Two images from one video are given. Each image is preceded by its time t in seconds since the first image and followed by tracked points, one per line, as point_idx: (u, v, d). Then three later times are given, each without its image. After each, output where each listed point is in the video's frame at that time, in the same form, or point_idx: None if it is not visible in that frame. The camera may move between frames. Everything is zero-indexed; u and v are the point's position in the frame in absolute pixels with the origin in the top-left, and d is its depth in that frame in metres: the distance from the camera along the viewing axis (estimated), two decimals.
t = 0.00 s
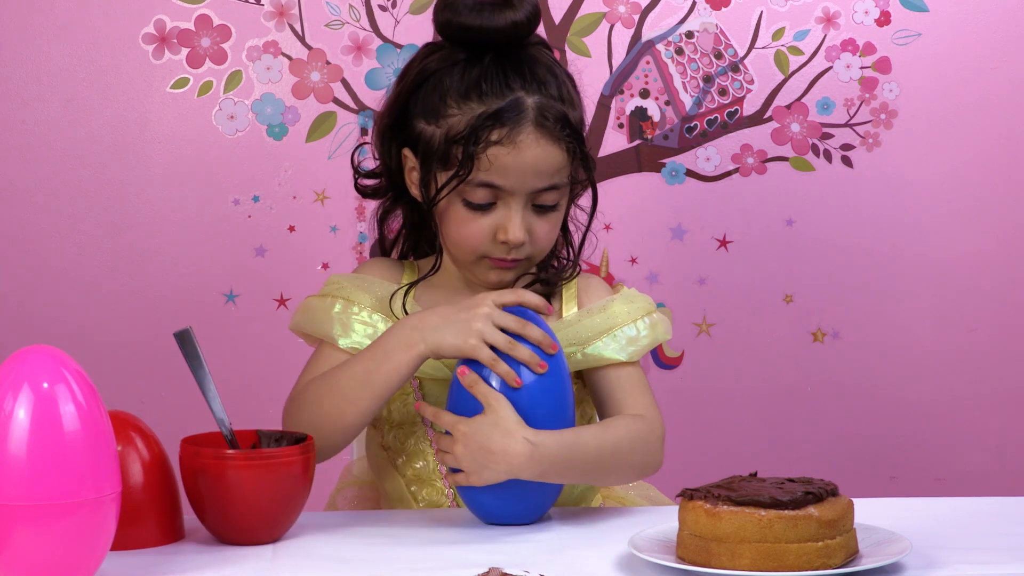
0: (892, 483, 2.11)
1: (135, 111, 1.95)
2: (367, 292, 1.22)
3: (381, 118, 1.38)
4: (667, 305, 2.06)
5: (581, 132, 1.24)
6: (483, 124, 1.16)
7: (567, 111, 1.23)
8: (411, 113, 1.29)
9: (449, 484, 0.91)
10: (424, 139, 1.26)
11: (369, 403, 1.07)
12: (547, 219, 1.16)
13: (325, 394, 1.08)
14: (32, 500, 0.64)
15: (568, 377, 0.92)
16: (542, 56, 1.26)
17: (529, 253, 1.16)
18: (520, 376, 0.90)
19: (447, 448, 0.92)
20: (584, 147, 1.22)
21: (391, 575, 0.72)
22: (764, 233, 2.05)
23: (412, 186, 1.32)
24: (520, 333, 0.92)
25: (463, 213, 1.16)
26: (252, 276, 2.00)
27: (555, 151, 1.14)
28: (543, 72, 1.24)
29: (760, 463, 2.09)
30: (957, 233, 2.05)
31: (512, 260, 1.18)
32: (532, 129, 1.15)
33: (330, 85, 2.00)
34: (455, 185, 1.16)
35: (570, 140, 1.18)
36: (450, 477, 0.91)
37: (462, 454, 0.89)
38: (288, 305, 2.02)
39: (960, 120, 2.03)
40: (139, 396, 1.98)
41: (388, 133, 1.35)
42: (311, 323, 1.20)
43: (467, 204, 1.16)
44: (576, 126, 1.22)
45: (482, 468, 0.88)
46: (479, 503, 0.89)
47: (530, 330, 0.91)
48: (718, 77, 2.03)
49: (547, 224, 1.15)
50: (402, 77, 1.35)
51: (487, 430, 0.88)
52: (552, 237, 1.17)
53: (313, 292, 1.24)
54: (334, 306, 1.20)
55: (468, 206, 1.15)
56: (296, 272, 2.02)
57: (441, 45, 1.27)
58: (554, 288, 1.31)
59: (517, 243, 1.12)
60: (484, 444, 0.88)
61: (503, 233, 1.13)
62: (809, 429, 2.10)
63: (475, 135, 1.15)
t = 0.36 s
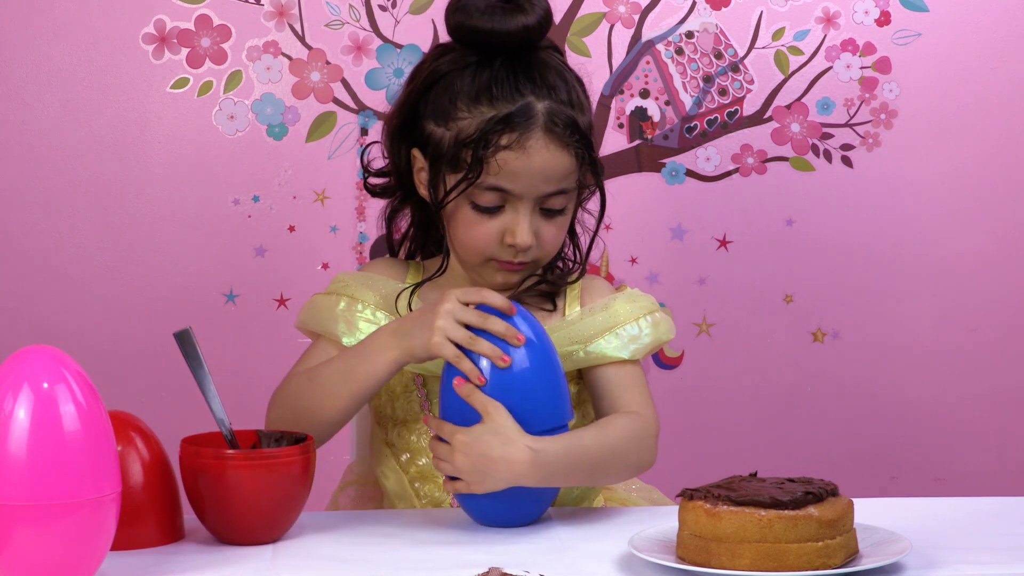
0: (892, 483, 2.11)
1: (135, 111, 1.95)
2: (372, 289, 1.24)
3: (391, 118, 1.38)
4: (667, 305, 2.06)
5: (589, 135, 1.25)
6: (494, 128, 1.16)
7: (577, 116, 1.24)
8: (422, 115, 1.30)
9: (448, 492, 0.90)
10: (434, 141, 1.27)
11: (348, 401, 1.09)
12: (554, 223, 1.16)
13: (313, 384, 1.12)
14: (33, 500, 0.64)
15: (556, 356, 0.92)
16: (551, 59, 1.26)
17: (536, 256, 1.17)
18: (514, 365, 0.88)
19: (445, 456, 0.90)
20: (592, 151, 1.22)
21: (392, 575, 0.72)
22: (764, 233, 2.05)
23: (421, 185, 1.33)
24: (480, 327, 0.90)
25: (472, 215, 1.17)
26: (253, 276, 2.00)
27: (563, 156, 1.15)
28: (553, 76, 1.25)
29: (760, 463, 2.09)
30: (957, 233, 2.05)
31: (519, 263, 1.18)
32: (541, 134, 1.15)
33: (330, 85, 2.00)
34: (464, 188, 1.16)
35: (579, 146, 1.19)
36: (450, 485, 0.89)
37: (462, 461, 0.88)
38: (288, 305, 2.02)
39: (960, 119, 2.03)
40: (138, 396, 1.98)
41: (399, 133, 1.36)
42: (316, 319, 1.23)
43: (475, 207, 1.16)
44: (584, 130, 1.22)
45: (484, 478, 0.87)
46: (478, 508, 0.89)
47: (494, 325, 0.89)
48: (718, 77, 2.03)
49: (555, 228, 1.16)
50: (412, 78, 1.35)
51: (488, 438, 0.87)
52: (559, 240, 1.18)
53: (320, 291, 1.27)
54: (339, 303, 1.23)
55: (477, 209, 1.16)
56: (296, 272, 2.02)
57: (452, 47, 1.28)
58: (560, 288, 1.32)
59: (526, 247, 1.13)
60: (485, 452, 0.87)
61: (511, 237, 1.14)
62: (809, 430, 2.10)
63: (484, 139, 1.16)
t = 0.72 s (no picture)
0: (892, 483, 2.11)
1: (135, 111, 1.95)
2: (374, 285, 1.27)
3: (398, 115, 1.39)
4: (667, 305, 2.06)
5: (592, 138, 1.25)
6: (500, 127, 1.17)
7: (581, 119, 1.24)
8: (427, 111, 1.30)
9: (455, 491, 0.88)
10: (438, 139, 1.27)
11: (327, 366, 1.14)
12: (556, 223, 1.17)
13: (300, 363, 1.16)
14: (33, 500, 0.64)
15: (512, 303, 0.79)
16: (559, 61, 1.27)
17: (537, 256, 1.18)
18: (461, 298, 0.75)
19: (461, 457, 0.88)
20: (595, 153, 1.23)
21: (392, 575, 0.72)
22: (764, 233, 2.05)
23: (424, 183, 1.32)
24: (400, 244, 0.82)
25: (474, 213, 1.17)
26: (252, 276, 2.00)
27: (566, 157, 1.15)
28: (559, 77, 1.26)
29: (760, 462, 2.09)
30: (957, 233, 2.05)
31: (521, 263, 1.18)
32: (545, 134, 1.16)
33: (330, 85, 2.00)
34: (466, 186, 1.16)
35: (582, 147, 1.20)
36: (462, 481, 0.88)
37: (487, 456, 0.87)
38: (288, 305, 2.02)
39: (960, 119, 2.03)
40: (138, 396, 1.98)
41: (404, 131, 1.36)
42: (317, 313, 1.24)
43: (477, 205, 1.16)
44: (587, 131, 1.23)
45: (508, 477, 0.86)
46: (486, 509, 0.88)
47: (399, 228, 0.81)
48: (718, 77, 2.03)
49: (556, 229, 1.17)
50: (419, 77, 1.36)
51: (511, 438, 0.89)
52: (560, 240, 1.18)
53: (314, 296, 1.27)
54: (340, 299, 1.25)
55: (479, 207, 1.16)
56: (296, 272, 2.02)
57: (461, 45, 1.29)
58: (563, 290, 1.34)
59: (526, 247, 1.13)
60: (507, 455, 0.87)
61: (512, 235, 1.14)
62: (809, 430, 2.10)
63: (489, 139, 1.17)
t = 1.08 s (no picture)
0: (892, 484, 2.11)
1: (135, 111, 1.95)
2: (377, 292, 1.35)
3: (400, 121, 1.44)
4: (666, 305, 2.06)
5: (588, 141, 1.27)
6: (492, 131, 1.21)
7: (575, 120, 1.27)
8: (427, 116, 1.35)
9: (515, 490, 0.87)
10: (437, 143, 1.32)
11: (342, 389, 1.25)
12: (551, 226, 1.19)
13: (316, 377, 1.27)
14: (33, 500, 0.64)
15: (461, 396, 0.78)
16: (555, 63, 1.30)
17: (534, 258, 1.20)
18: (410, 394, 0.74)
19: (532, 451, 0.90)
20: (592, 155, 1.25)
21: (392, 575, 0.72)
22: (764, 233, 2.05)
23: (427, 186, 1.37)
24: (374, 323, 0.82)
25: (470, 216, 1.21)
26: (252, 276, 2.00)
27: (558, 159, 1.18)
28: (553, 80, 1.29)
29: (760, 462, 2.09)
30: (957, 233, 2.05)
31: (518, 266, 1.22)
32: (535, 137, 1.19)
33: (330, 85, 2.00)
34: (461, 189, 1.20)
35: (576, 148, 1.22)
36: (521, 484, 0.87)
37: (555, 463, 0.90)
38: (288, 305, 2.02)
39: (960, 119, 2.03)
40: (138, 396, 1.98)
41: (407, 135, 1.41)
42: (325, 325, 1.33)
43: (473, 208, 1.20)
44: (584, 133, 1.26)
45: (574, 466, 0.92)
46: (515, 510, 0.88)
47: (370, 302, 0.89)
48: (718, 77, 2.03)
49: (552, 231, 1.19)
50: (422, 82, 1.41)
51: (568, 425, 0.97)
52: (558, 244, 1.21)
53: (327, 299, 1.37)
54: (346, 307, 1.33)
55: (474, 210, 1.20)
56: (296, 272, 2.02)
57: (458, 51, 1.33)
58: (569, 290, 1.38)
59: (521, 249, 1.16)
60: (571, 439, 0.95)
61: (506, 238, 1.17)
62: (809, 430, 2.10)
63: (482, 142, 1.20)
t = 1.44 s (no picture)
0: (892, 483, 2.11)
1: (135, 111, 1.95)
2: (385, 293, 1.35)
3: (404, 126, 1.44)
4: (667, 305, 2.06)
5: (591, 142, 1.28)
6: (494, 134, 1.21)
7: (577, 121, 1.28)
8: (430, 120, 1.35)
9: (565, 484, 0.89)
10: (440, 146, 1.32)
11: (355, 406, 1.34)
12: (555, 229, 1.20)
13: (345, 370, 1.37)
14: (33, 500, 0.64)
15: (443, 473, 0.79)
16: (557, 64, 1.31)
17: (539, 261, 1.21)
18: (397, 463, 0.75)
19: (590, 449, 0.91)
20: (595, 156, 1.26)
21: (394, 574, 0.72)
22: (764, 233, 2.05)
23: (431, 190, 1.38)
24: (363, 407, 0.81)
25: (475, 220, 1.21)
26: (252, 276, 2.00)
27: (561, 161, 1.19)
28: (555, 82, 1.29)
29: (760, 462, 2.09)
30: (957, 233, 2.05)
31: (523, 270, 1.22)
32: (538, 139, 1.20)
33: (330, 85, 2.00)
34: (464, 193, 1.21)
35: (579, 149, 1.23)
36: (570, 477, 0.89)
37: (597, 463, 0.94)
38: (288, 305, 2.02)
39: (961, 119, 2.03)
40: (138, 396, 1.98)
41: (410, 139, 1.42)
42: (335, 325, 1.35)
43: (477, 213, 1.21)
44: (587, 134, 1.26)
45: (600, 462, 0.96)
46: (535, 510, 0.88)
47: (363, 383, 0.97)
48: (718, 77, 2.03)
49: (557, 235, 1.20)
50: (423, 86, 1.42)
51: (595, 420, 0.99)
52: (563, 246, 1.21)
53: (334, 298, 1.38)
54: (355, 308, 1.35)
55: (478, 215, 1.21)
56: (296, 272, 2.02)
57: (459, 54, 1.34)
58: (578, 291, 1.42)
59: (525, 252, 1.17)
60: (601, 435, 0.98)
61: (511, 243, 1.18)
62: (809, 430, 2.10)
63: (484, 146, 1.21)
